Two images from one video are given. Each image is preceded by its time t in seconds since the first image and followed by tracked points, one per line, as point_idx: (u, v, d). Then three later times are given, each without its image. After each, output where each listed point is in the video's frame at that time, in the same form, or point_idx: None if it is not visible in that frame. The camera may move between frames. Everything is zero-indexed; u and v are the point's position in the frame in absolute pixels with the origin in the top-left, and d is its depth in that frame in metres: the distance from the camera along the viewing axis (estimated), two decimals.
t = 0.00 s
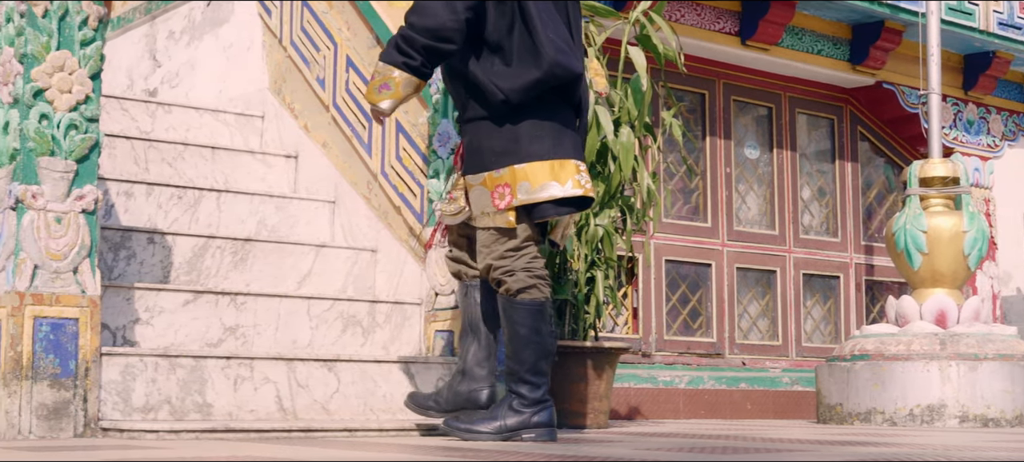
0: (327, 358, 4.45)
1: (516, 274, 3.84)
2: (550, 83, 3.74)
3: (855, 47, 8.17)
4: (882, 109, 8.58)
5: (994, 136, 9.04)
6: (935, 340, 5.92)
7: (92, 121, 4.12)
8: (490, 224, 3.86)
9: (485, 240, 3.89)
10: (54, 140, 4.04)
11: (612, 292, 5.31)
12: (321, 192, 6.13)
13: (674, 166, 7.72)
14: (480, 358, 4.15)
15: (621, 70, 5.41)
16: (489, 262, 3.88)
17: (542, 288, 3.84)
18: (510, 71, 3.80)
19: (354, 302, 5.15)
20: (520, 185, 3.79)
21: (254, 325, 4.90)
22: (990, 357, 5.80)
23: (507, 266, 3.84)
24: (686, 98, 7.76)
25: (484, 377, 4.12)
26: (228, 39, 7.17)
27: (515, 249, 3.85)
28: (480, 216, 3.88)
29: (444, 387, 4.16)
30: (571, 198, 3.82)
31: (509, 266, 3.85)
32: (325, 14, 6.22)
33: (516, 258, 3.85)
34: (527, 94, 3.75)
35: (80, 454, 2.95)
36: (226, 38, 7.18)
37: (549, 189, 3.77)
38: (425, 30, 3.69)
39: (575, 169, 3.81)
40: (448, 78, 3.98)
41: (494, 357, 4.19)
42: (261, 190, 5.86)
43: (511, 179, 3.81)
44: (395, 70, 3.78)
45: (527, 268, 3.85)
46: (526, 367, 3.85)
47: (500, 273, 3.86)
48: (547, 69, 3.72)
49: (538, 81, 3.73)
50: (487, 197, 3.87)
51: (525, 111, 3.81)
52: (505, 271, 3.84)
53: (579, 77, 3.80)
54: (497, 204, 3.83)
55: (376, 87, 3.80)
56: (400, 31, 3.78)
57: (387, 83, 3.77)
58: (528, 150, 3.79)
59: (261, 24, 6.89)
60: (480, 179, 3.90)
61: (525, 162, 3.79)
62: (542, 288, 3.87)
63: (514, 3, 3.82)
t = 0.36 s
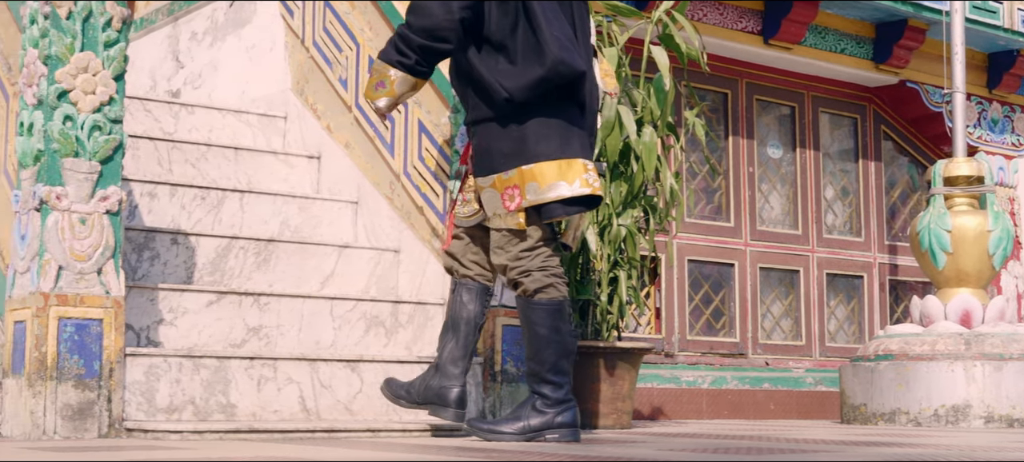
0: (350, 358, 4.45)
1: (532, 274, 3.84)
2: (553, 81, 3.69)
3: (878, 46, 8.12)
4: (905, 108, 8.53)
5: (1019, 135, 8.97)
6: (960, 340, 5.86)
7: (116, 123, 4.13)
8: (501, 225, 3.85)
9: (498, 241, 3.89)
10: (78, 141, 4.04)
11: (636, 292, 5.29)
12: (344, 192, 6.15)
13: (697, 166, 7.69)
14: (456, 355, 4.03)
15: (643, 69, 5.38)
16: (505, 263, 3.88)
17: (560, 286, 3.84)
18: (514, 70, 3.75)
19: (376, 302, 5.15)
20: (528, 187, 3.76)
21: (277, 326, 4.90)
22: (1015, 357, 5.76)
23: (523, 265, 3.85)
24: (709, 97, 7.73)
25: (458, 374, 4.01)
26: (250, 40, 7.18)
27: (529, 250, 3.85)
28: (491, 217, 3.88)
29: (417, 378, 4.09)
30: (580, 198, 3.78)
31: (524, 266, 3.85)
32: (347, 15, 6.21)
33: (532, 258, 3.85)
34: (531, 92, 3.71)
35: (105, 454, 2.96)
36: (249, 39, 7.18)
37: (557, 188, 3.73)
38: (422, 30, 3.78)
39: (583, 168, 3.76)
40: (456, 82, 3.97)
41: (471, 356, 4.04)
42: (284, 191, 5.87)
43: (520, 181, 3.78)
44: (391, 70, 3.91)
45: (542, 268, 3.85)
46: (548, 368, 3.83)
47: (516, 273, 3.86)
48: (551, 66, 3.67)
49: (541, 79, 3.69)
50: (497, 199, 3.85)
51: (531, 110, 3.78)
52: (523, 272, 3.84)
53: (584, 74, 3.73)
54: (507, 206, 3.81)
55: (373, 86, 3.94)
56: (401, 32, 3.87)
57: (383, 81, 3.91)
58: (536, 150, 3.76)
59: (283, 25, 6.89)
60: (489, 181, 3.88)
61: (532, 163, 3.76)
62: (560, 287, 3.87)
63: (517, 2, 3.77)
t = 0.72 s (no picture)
0: (376, 358, 4.45)
1: (550, 274, 3.93)
2: (558, 80, 3.76)
3: (904, 45, 8.06)
4: (932, 107, 8.47)
5: None
6: (988, 340, 5.81)
7: (142, 123, 4.14)
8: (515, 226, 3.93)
9: (513, 243, 3.97)
10: (105, 143, 4.06)
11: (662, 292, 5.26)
12: (368, 193, 6.15)
13: (722, 165, 7.66)
14: (452, 355, 4.12)
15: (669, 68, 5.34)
16: (522, 265, 3.96)
17: (579, 284, 3.93)
18: (521, 69, 3.83)
19: (402, 302, 5.13)
20: (539, 188, 3.84)
21: (303, 326, 4.90)
22: None
23: (540, 266, 3.93)
24: (734, 97, 7.70)
25: (453, 374, 4.10)
26: (275, 41, 7.18)
27: (542, 250, 3.94)
28: (502, 219, 3.96)
29: (414, 376, 4.18)
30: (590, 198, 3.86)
31: (542, 265, 3.93)
32: (372, 15, 6.24)
33: (546, 258, 3.94)
34: (538, 92, 3.78)
35: (132, 454, 2.97)
36: (273, 40, 7.19)
37: (567, 190, 3.80)
38: (429, 31, 3.90)
39: (592, 168, 3.83)
40: (464, 83, 4.06)
41: (466, 355, 4.14)
42: (310, 191, 5.87)
43: (530, 182, 3.86)
44: (400, 71, 4.06)
45: (559, 266, 3.93)
46: (572, 367, 3.92)
47: (534, 274, 3.95)
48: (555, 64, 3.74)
49: (546, 77, 3.76)
50: (508, 201, 3.93)
51: (538, 110, 3.85)
52: (541, 272, 3.93)
53: (589, 73, 3.80)
54: (518, 208, 3.89)
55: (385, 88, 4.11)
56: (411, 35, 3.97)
57: (393, 83, 4.08)
58: (544, 152, 3.84)
59: (308, 25, 6.87)
60: (499, 183, 3.96)
61: (542, 165, 3.84)
62: (578, 285, 3.96)
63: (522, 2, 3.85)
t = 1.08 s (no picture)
0: (404, 359, 4.44)
1: (568, 275, 3.92)
2: (567, 80, 3.78)
3: (934, 43, 7.99)
4: (964, 105, 8.38)
5: None
6: (1020, 340, 5.74)
7: (171, 124, 4.16)
8: (530, 229, 3.93)
9: (529, 245, 3.96)
10: (134, 144, 4.07)
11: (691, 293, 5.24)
12: (397, 193, 6.16)
13: (751, 165, 7.62)
14: (466, 361, 4.12)
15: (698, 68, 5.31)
16: (539, 266, 3.95)
17: (597, 283, 3.92)
18: (530, 70, 3.85)
19: (431, 303, 5.13)
20: (549, 190, 3.85)
21: (332, 327, 4.90)
22: None
23: (557, 266, 3.92)
24: (763, 96, 7.66)
25: (469, 380, 4.11)
26: (303, 41, 7.20)
27: (557, 251, 3.93)
28: (512, 221, 3.98)
29: (429, 385, 4.20)
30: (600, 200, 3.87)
31: (560, 266, 3.92)
32: (400, 16, 6.24)
33: (563, 259, 3.92)
34: (547, 92, 3.80)
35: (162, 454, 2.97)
36: (302, 40, 7.21)
37: (577, 191, 3.81)
38: (442, 34, 3.89)
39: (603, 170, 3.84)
40: (475, 86, 4.08)
41: (483, 361, 4.14)
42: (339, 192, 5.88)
43: (540, 185, 3.88)
44: (419, 77, 4.02)
45: (576, 266, 3.92)
46: (598, 366, 3.92)
47: (552, 275, 3.94)
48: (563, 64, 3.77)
49: (555, 77, 3.78)
50: (519, 204, 3.95)
51: (547, 110, 3.87)
52: (559, 273, 3.92)
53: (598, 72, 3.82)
54: (529, 210, 3.90)
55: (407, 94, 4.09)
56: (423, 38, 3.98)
57: (412, 88, 4.05)
58: (555, 154, 3.86)
59: (335, 26, 6.88)
60: (509, 186, 3.97)
61: (552, 167, 3.86)
62: (597, 283, 3.95)
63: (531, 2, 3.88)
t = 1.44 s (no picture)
0: (437, 360, 4.44)
1: (584, 275, 3.90)
2: (576, 80, 3.77)
3: (968, 41, 7.91)
4: (998, 103, 8.30)
5: None
6: None
7: (203, 126, 4.17)
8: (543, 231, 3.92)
9: (544, 248, 3.96)
10: (167, 146, 4.09)
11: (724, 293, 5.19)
12: (428, 193, 6.15)
13: (784, 164, 7.58)
14: (490, 366, 4.12)
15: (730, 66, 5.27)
16: (554, 269, 3.94)
17: (614, 280, 3.90)
18: (539, 71, 3.83)
19: (462, 304, 5.12)
20: (560, 191, 3.83)
21: (363, 328, 4.90)
22: None
23: (572, 267, 3.91)
24: (795, 94, 7.61)
25: (492, 384, 4.10)
26: (334, 43, 7.22)
27: (571, 252, 3.91)
28: (525, 225, 3.95)
29: (455, 394, 4.16)
30: (611, 199, 3.83)
31: (573, 266, 3.91)
32: (430, 16, 6.27)
33: (578, 259, 3.91)
34: (556, 93, 3.79)
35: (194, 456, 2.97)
36: (333, 42, 7.23)
37: (587, 191, 3.78)
38: (463, 36, 3.88)
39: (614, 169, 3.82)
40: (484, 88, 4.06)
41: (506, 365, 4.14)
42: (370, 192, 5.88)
43: (551, 185, 3.85)
44: (445, 83, 4.01)
45: (591, 265, 3.90)
46: (623, 363, 3.89)
47: (567, 276, 3.92)
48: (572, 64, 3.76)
49: (564, 77, 3.77)
50: (529, 206, 3.92)
51: (556, 111, 3.86)
52: (574, 273, 3.90)
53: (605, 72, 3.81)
54: (539, 212, 3.88)
55: (435, 104, 4.08)
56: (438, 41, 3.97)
57: (441, 98, 4.04)
58: (564, 155, 3.84)
59: (366, 26, 6.89)
60: (520, 189, 3.95)
61: (562, 168, 3.83)
62: (614, 281, 3.93)
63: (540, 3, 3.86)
